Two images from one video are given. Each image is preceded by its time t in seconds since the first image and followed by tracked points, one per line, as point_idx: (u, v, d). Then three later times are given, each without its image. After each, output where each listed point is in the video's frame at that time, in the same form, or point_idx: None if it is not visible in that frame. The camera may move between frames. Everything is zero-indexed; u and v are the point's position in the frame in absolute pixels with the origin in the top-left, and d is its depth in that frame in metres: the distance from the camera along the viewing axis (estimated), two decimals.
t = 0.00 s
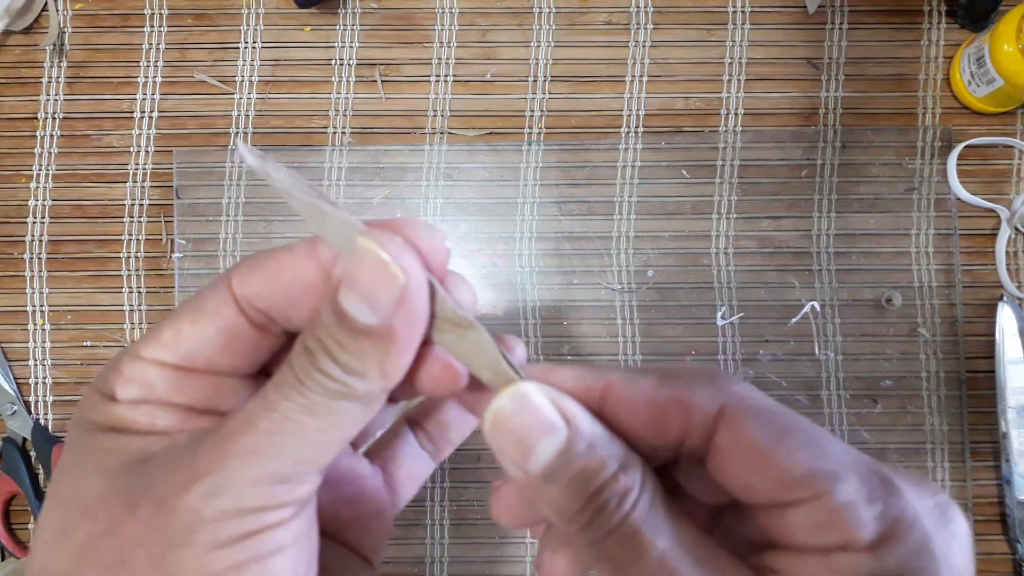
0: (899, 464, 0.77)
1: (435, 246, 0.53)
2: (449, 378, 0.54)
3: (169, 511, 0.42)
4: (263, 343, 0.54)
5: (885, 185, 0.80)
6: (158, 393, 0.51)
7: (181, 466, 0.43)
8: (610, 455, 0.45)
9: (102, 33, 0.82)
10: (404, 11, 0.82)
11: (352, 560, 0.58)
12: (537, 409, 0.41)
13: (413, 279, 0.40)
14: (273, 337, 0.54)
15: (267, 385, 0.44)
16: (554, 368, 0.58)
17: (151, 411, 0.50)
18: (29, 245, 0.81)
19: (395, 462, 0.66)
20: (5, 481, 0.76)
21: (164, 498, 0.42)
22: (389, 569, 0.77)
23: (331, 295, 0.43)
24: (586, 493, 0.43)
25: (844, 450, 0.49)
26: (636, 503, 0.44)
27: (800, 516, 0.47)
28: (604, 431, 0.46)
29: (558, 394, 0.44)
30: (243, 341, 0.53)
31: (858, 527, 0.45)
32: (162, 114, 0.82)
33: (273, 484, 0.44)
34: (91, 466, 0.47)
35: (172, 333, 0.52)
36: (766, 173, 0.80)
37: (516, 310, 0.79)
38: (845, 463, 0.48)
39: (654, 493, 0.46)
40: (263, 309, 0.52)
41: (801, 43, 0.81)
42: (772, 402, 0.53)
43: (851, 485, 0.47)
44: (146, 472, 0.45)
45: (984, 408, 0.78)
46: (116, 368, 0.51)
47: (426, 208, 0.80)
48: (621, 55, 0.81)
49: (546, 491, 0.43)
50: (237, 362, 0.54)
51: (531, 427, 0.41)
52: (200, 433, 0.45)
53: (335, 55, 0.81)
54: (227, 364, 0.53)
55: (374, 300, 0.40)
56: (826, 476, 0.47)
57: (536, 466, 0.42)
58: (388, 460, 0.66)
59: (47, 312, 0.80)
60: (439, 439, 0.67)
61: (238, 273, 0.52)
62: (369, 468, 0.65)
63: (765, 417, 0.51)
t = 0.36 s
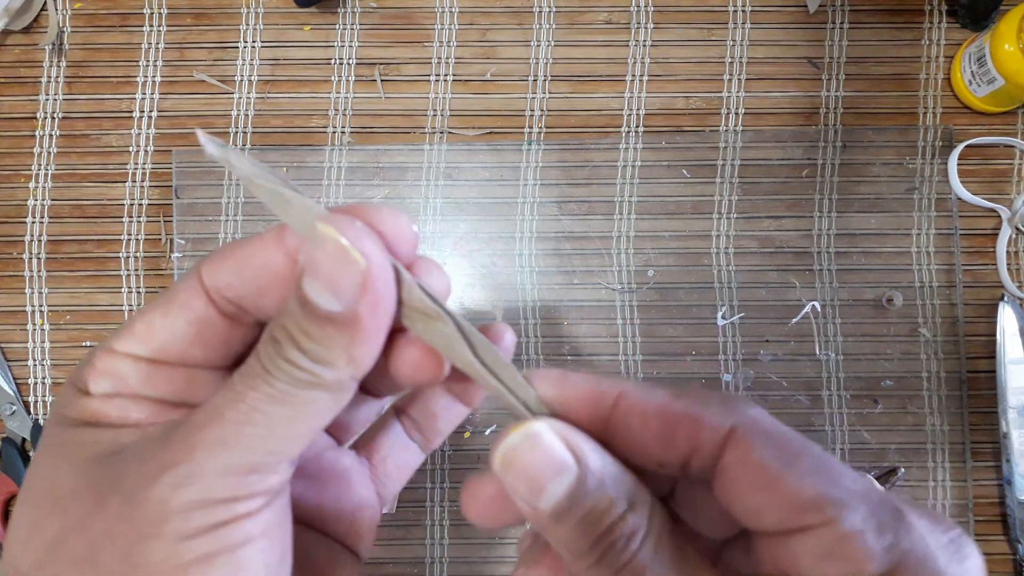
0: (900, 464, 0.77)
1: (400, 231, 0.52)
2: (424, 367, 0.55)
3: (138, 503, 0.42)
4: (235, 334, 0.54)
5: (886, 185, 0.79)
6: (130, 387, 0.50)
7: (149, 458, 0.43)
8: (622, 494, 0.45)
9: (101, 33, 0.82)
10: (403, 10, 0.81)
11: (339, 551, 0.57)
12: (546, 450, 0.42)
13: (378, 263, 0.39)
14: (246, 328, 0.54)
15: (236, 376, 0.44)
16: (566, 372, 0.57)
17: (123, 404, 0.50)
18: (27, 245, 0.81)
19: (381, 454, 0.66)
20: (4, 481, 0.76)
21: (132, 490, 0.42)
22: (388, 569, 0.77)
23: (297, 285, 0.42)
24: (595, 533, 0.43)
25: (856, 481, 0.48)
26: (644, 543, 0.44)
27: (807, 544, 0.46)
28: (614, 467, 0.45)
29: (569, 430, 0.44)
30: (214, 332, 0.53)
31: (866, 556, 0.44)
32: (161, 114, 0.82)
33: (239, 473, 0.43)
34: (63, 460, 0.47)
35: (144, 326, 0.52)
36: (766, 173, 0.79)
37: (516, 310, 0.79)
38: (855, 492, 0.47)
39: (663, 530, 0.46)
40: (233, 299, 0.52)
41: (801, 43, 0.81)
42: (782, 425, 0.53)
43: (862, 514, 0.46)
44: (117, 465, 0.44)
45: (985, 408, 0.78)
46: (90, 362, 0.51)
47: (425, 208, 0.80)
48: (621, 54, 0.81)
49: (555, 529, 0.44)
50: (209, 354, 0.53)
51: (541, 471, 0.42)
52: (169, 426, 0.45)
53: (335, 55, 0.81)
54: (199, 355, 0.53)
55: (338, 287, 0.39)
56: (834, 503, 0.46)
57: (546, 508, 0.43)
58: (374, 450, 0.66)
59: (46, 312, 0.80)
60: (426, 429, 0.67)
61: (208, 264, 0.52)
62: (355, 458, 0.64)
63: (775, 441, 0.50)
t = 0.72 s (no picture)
0: (900, 464, 0.77)
1: (397, 232, 0.52)
2: (428, 366, 0.55)
3: (138, 504, 0.42)
4: (237, 338, 0.54)
5: (886, 185, 0.79)
6: (133, 390, 0.50)
7: (149, 459, 0.43)
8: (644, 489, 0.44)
9: (102, 33, 0.82)
10: (403, 10, 0.81)
11: (343, 553, 0.57)
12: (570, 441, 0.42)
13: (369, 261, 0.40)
14: (248, 332, 0.54)
15: (234, 378, 0.43)
16: (587, 373, 0.56)
17: (127, 407, 0.49)
18: (28, 245, 0.81)
19: (388, 456, 0.65)
20: (3, 481, 0.76)
21: (132, 491, 0.42)
22: (388, 569, 0.77)
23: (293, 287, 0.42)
24: (614, 526, 0.43)
25: (879, 487, 0.47)
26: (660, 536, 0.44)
27: (832, 551, 0.46)
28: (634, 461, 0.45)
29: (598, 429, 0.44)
30: (216, 336, 0.53)
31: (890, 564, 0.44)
32: (161, 114, 0.82)
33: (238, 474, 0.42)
34: (65, 462, 0.47)
35: (146, 331, 0.52)
36: (766, 173, 0.79)
37: (516, 310, 0.79)
38: (879, 498, 0.47)
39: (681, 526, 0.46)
40: (235, 302, 0.52)
41: (802, 43, 0.81)
42: (807, 431, 0.51)
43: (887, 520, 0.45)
44: (118, 467, 0.44)
45: (985, 408, 0.78)
46: (94, 366, 0.51)
47: (425, 208, 0.80)
48: (621, 54, 0.81)
49: (575, 520, 0.43)
50: (210, 358, 0.53)
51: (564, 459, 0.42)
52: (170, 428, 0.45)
53: (335, 55, 0.81)
54: (201, 360, 0.53)
55: (333, 289, 0.39)
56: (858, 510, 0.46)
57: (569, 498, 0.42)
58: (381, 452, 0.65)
59: (46, 312, 0.80)
60: (434, 431, 0.66)
61: (209, 268, 0.52)
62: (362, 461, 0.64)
63: (798, 448, 0.49)
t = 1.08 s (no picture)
0: (900, 464, 0.77)
1: (369, 219, 0.52)
2: (406, 357, 0.56)
3: (112, 491, 0.41)
4: (214, 327, 0.54)
5: (886, 185, 0.79)
6: (112, 378, 0.50)
7: (126, 447, 0.42)
8: (642, 499, 0.45)
9: (102, 33, 0.82)
10: (403, 10, 0.81)
11: (324, 545, 0.57)
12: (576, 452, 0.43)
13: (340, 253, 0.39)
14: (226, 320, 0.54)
15: (208, 368, 0.43)
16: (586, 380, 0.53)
17: (105, 395, 0.49)
18: (28, 245, 0.81)
19: (377, 449, 0.65)
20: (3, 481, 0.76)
21: (107, 479, 0.42)
22: (388, 569, 0.77)
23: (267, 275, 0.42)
24: (615, 535, 0.43)
25: (872, 490, 0.48)
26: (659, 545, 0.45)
27: (825, 552, 0.46)
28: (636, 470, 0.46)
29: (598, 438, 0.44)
30: (195, 324, 0.53)
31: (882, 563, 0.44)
32: (161, 114, 0.82)
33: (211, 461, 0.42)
34: (42, 450, 0.47)
35: (125, 319, 0.52)
36: (766, 173, 0.79)
37: (516, 310, 0.79)
38: (874, 501, 0.47)
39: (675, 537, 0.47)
40: (213, 290, 0.53)
41: (801, 42, 0.81)
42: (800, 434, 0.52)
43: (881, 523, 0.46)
44: (95, 456, 0.44)
45: (985, 408, 0.77)
46: (77, 356, 0.51)
47: (425, 208, 0.80)
48: (621, 54, 0.81)
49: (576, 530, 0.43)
50: (188, 346, 0.54)
51: (570, 469, 0.42)
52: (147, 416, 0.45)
53: (335, 55, 0.81)
54: (178, 348, 0.53)
55: (304, 278, 0.39)
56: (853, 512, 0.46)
57: (571, 509, 0.42)
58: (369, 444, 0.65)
59: (46, 312, 0.80)
60: (423, 424, 0.65)
61: (187, 256, 0.52)
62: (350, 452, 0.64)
63: (793, 452, 0.50)
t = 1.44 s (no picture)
0: (900, 464, 0.77)
1: (376, 229, 0.52)
2: (414, 363, 0.56)
3: (122, 499, 0.42)
4: (225, 337, 0.53)
5: (886, 185, 0.79)
6: (123, 388, 0.50)
7: (135, 455, 0.43)
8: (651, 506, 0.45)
9: (101, 33, 0.82)
10: (403, 9, 0.81)
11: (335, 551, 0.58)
12: (581, 455, 0.43)
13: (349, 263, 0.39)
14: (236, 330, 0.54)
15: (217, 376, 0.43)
16: (599, 399, 0.54)
17: (116, 403, 0.49)
18: (27, 245, 0.81)
19: (386, 455, 0.65)
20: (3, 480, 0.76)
21: (118, 487, 0.42)
22: (388, 569, 0.77)
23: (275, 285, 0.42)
24: (623, 540, 0.43)
25: (893, 512, 0.47)
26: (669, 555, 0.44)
27: None
28: (642, 480, 0.46)
29: (606, 442, 0.45)
30: (204, 334, 0.52)
31: None
32: (161, 114, 0.82)
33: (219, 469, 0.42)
34: (53, 459, 0.47)
35: (135, 329, 0.51)
36: (767, 173, 0.79)
37: (516, 310, 0.79)
38: (891, 523, 0.47)
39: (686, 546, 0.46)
40: (223, 299, 0.51)
41: (802, 42, 0.81)
42: (826, 451, 0.51)
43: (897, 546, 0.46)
44: (104, 464, 0.44)
45: (985, 408, 0.77)
46: (86, 364, 0.51)
47: (425, 208, 0.80)
48: (621, 54, 0.81)
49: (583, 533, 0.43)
50: (198, 357, 0.53)
51: (575, 472, 0.42)
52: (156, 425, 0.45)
53: (335, 55, 0.81)
54: (189, 358, 0.52)
55: (312, 287, 0.40)
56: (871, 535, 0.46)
57: (578, 511, 0.43)
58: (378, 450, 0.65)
59: (46, 312, 0.80)
60: (434, 429, 0.65)
61: (198, 265, 0.51)
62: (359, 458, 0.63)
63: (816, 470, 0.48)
